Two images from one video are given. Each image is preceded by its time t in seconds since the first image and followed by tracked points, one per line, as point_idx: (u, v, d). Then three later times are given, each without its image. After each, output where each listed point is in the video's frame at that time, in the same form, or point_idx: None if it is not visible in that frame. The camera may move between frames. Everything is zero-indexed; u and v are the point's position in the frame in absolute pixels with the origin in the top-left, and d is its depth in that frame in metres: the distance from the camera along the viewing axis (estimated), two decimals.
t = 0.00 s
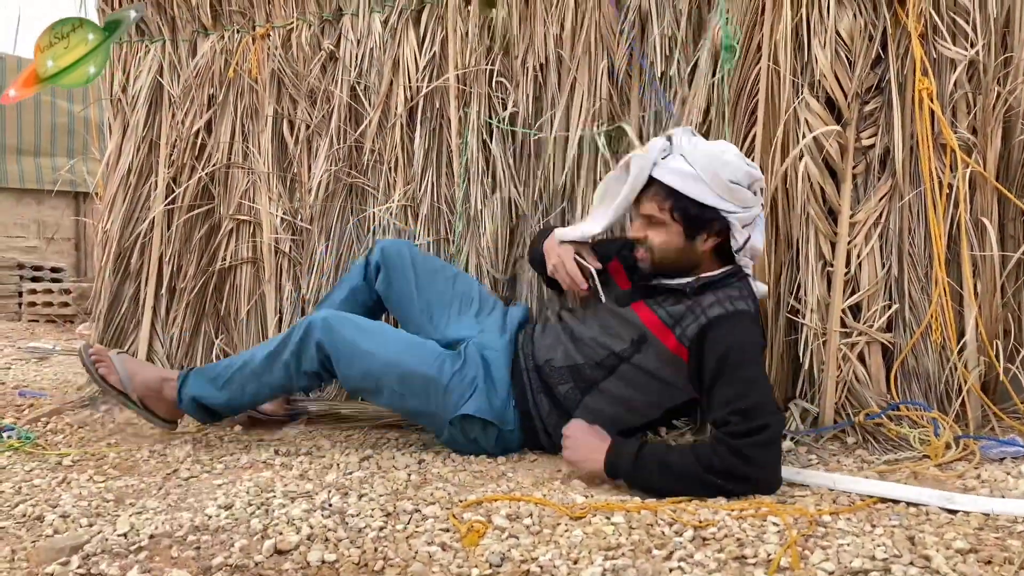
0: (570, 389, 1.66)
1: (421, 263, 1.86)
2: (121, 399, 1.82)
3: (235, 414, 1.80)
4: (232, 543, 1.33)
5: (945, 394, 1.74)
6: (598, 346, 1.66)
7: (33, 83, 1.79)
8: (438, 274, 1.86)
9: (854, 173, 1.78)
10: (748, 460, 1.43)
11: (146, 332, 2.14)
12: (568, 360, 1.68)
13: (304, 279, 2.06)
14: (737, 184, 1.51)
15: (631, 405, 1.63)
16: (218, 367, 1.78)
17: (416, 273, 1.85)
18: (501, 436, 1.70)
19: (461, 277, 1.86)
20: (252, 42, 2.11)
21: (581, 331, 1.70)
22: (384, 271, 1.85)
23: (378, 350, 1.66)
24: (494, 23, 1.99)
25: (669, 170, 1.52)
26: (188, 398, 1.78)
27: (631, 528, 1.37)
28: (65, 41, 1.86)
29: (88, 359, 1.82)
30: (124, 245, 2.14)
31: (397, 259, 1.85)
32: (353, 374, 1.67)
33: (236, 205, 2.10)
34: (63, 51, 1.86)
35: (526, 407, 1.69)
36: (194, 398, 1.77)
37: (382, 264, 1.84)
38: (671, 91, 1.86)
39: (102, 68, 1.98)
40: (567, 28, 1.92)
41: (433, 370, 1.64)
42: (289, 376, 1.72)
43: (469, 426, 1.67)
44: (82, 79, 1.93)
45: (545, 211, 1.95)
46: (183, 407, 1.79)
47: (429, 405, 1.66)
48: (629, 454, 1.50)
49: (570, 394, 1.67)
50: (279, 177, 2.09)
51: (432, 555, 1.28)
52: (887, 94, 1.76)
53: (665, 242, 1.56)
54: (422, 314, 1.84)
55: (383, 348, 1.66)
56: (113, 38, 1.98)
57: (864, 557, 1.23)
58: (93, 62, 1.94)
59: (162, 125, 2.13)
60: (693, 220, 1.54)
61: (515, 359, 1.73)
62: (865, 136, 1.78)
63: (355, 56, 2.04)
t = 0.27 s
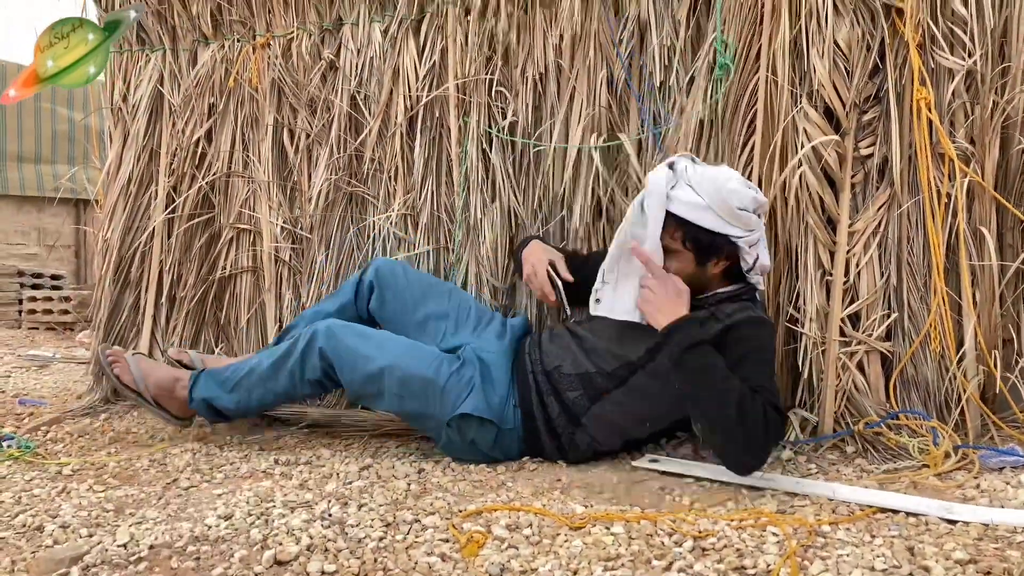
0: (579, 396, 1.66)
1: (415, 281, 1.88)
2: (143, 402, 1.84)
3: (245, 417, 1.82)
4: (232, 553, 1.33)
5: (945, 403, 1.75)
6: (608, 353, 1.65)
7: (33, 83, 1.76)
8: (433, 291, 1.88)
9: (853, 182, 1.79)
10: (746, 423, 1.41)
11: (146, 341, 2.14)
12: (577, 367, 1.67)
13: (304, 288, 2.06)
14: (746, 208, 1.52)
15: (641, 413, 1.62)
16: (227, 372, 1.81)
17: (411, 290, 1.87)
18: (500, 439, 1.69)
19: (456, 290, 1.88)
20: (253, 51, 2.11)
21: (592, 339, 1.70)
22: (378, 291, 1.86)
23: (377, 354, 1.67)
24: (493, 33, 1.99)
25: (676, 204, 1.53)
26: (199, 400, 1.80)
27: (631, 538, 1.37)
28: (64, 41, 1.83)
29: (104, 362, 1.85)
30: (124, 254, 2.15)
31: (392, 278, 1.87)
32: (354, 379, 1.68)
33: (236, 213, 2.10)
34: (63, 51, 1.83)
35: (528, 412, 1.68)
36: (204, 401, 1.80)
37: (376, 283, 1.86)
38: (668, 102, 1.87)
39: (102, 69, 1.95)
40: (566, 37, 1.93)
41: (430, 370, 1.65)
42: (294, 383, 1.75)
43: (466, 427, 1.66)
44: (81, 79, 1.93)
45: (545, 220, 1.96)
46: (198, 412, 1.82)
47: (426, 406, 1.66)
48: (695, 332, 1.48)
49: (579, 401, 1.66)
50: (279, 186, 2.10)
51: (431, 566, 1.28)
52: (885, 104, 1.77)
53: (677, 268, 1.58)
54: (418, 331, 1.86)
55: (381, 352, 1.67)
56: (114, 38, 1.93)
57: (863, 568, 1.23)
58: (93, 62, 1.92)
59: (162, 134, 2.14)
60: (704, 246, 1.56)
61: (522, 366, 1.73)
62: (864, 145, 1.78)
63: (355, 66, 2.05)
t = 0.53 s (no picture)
0: (583, 406, 1.63)
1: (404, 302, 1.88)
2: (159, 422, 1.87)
3: (256, 428, 1.83)
4: (231, 565, 1.33)
5: (945, 412, 1.75)
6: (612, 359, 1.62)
7: (32, 83, 1.76)
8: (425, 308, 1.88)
9: (852, 191, 1.79)
10: (694, 350, 1.48)
11: (145, 350, 2.13)
12: (581, 377, 1.65)
13: (304, 297, 2.06)
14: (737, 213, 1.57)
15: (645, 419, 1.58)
16: (235, 383, 1.81)
17: (403, 309, 1.87)
18: (501, 450, 1.68)
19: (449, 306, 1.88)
20: (252, 61, 2.11)
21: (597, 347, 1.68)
22: (367, 317, 1.87)
23: (380, 360, 1.66)
24: (493, 43, 2.00)
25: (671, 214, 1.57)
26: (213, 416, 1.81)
27: (632, 549, 1.37)
28: (64, 40, 1.82)
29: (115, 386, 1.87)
30: (123, 263, 2.14)
31: (383, 297, 1.88)
32: (356, 385, 1.67)
33: (236, 223, 2.10)
34: (63, 51, 1.82)
35: (530, 423, 1.68)
36: (216, 416, 1.81)
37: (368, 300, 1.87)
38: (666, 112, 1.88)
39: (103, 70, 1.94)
40: (566, 47, 1.93)
41: (433, 378, 1.65)
42: (298, 390, 1.75)
43: (467, 438, 1.65)
44: (82, 78, 1.92)
45: (545, 229, 1.96)
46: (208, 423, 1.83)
47: (428, 415, 1.66)
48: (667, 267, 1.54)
49: (584, 411, 1.64)
50: (279, 195, 2.10)
51: None
52: (884, 113, 1.77)
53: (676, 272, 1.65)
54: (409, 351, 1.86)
55: (385, 358, 1.67)
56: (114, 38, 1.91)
57: None
58: (93, 62, 1.90)
59: (161, 143, 2.14)
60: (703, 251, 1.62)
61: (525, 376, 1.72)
62: (862, 155, 1.79)
63: (354, 75, 2.05)
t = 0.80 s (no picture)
0: (573, 415, 1.65)
1: (395, 315, 1.88)
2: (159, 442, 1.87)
3: (258, 446, 1.84)
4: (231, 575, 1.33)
5: (944, 418, 1.75)
6: (601, 364, 1.64)
7: (33, 83, 1.91)
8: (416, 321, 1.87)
9: (851, 199, 1.80)
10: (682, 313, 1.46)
11: (144, 359, 2.13)
12: (570, 386, 1.66)
13: (303, 306, 2.06)
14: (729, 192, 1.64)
15: (634, 421, 1.62)
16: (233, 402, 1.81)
17: (395, 324, 1.87)
18: (497, 464, 1.68)
19: (440, 318, 1.87)
20: (251, 70, 2.12)
21: (584, 353, 1.69)
22: (359, 333, 1.87)
23: (373, 378, 1.66)
24: (491, 51, 2.00)
25: (670, 189, 1.61)
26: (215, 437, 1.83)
27: (632, 558, 1.37)
28: (65, 41, 1.97)
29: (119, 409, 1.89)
30: (122, 272, 2.14)
31: (375, 311, 1.87)
32: (351, 403, 1.68)
33: (235, 231, 2.10)
34: (63, 51, 1.96)
35: (525, 436, 1.67)
36: (218, 437, 1.83)
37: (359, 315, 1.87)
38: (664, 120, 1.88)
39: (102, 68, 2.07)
40: (564, 56, 1.94)
41: (427, 396, 1.65)
42: (295, 407, 1.75)
43: (463, 453, 1.66)
44: (81, 78, 2.03)
45: (544, 236, 1.96)
46: (209, 443, 1.84)
47: (423, 432, 1.66)
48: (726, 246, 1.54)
49: (574, 420, 1.65)
50: (278, 204, 2.10)
51: None
52: (882, 120, 1.78)
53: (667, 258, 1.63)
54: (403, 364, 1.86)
55: (379, 375, 1.67)
56: (113, 39, 2.05)
57: None
58: (93, 62, 2.04)
59: (160, 152, 2.14)
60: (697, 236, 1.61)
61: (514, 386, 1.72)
62: (861, 162, 1.79)
63: (353, 84, 2.05)
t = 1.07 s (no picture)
0: (585, 423, 1.64)
1: (397, 318, 1.87)
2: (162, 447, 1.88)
3: (259, 449, 1.84)
4: None
5: (944, 422, 1.75)
6: (615, 373, 1.63)
7: (32, 82, 1.92)
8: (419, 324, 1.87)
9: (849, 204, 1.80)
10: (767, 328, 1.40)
11: (143, 366, 2.13)
12: (582, 394, 1.65)
13: (301, 313, 2.06)
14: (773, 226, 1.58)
15: (648, 430, 1.61)
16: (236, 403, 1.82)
17: (396, 327, 1.86)
18: (497, 466, 1.68)
19: (441, 322, 1.87)
20: (249, 77, 2.12)
21: (595, 362, 1.68)
22: (361, 336, 1.87)
23: (376, 376, 1.66)
24: (489, 58, 2.00)
25: (720, 216, 1.55)
26: (216, 440, 1.82)
27: (632, 564, 1.36)
28: (64, 41, 1.97)
29: (121, 415, 1.90)
30: (121, 279, 2.14)
31: (378, 314, 1.87)
32: (354, 401, 1.68)
33: (233, 238, 2.10)
34: (63, 51, 1.96)
35: (525, 440, 1.67)
36: (219, 441, 1.82)
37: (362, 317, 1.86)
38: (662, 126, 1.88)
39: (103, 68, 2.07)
40: (562, 62, 1.94)
41: (429, 395, 1.65)
42: (297, 407, 1.75)
43: (463, 453, 1.65)
44: (81, 78, 2.03)
45: (542, 242, 1.96)
46: (208, 446, 1.83)
47: (424, 431, 1.65)
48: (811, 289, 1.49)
49: (585, 427, 1.64)
50: (276, 211, 2.10)
51: None
52: (879, 125, 1.78)
53: (697, 285, 1.57)
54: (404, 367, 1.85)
55: (382, 375, 1.67)
56: (114, 38, 2.04)
57: None
58: (93, 62, 2.03)
59: (158, 159, 2.14)
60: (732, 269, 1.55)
61: (521, 393, 1.71)
62: (858, 167, 1.79)
63: (351, 91, 2.05)
